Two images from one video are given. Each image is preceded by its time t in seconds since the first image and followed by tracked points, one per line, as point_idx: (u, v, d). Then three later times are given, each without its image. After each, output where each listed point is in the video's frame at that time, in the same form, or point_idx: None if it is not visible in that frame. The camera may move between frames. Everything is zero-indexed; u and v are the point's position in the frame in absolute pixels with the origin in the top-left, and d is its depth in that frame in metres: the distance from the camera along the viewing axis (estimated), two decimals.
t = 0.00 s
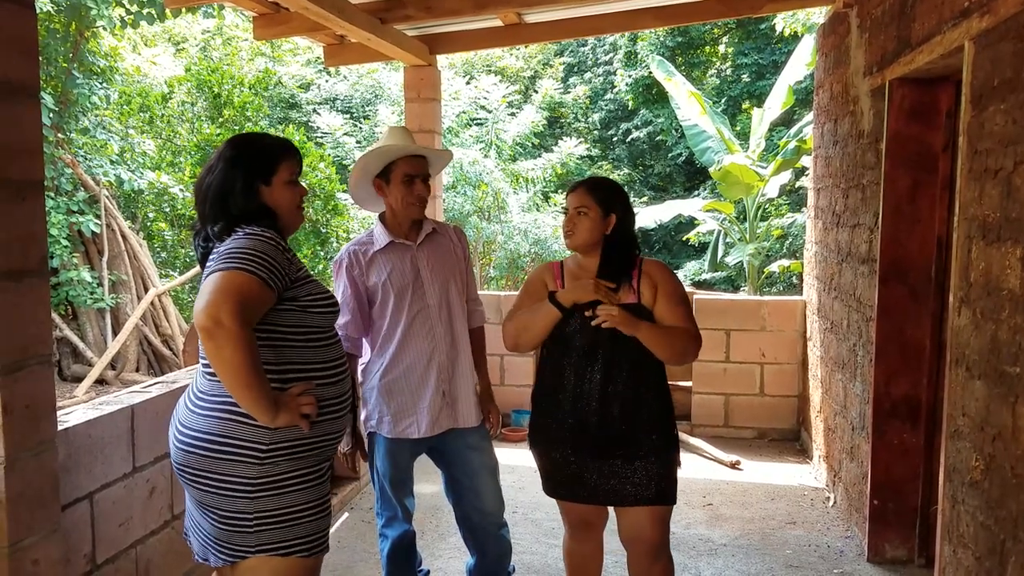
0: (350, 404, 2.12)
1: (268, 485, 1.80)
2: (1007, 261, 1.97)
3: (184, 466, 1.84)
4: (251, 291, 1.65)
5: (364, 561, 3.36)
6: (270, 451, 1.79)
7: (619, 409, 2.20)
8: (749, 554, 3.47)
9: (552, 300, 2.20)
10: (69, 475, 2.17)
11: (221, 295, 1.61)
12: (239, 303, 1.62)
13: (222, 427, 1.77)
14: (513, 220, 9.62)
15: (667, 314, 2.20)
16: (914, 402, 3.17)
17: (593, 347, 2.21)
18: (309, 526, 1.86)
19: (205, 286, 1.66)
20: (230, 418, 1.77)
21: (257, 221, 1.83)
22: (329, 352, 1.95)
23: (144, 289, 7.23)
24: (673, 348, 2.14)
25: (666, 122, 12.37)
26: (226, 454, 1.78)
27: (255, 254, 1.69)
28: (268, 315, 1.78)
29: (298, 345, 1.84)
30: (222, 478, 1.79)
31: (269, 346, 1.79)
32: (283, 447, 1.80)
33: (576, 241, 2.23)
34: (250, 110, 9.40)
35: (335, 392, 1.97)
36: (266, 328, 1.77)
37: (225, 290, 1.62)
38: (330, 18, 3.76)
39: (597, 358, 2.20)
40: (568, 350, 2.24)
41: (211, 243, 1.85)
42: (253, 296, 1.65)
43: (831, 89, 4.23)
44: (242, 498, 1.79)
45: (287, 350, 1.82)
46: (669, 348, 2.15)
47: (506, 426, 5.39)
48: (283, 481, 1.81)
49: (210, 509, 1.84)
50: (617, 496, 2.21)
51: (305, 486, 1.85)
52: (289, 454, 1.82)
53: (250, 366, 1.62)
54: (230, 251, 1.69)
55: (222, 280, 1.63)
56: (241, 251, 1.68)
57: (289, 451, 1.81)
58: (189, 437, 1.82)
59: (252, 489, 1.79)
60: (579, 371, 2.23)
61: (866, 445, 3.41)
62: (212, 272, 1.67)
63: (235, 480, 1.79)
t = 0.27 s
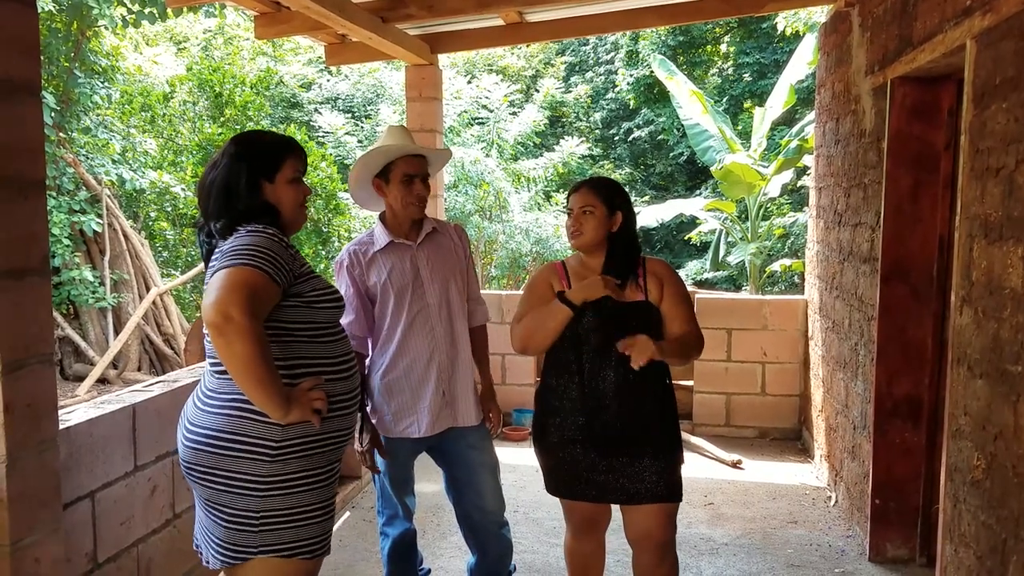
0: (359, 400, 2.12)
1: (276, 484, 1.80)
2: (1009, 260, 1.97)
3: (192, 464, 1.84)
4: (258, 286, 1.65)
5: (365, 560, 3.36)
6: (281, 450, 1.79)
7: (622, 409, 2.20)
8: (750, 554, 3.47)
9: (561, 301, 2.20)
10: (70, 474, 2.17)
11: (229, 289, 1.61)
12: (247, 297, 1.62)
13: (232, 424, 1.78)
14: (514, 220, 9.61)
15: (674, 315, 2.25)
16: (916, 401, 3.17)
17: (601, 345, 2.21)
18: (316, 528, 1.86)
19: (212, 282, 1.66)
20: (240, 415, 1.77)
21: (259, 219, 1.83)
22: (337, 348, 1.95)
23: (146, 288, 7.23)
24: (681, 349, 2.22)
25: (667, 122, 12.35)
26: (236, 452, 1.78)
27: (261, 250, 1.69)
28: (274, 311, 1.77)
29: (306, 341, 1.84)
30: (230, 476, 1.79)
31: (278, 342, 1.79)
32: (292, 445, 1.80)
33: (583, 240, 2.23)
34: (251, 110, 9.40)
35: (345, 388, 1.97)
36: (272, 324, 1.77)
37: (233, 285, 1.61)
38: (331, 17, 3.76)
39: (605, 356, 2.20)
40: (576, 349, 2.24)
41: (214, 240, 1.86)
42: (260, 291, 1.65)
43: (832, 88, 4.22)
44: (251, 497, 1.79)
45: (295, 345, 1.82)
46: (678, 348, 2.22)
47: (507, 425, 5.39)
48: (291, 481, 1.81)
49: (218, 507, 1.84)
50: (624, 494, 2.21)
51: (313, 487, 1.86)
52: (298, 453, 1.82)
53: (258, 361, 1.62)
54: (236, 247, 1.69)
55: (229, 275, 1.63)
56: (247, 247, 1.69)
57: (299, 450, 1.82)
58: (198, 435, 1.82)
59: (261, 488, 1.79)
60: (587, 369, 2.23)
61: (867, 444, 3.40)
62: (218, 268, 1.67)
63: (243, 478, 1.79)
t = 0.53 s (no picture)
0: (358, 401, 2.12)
1: (279, 482, 1.80)
2: (1009, 259, 1.97)
3: (193, 464, 1.84)
4: (254, 286, 1.65)
5: (365, 559, 3.37)
6: (282, 447, 1.79)
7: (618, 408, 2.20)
8: (751, 553, 3.47)
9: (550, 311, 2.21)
10: (71, 473, 2.17)
11: (226, 289, 1.61)
12: (243, 297, 1.62)
13: (233, 424, 1.78)
14: (515, 219, 9.61)
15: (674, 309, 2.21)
16: (916, 401, 3.16)
17: (598, 345, 2.21)
18: (317, 525, 1.87)
19: (208, 281, 1.66)
20: (240, 414, 1.77)
21: (255, 220, 1.83)
22: (335, 347, 1.95)
23: (147, 287, 7.24)
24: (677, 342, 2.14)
25: (668, 121, 12.34)
26: (237, 450, 1.78)
27: (258, 251, 1.69)
28: (272, 311, 1.78)
29: (303, 341, 1.84)
30: (232, 476, 1.79)
31: (275, 341, 1.79)
32: (292, 443, 1.80)
33: (589, 237, 2.23)
34: (252, 109, 9.39)
35: (344, 387, 1.97)
36: (269, 324, 1.77)
37: (229, 285, 1.61)
38: (332, 16, 3.76)
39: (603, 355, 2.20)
40: (573, 348, 2.24)
41: (213, 243, 1.86)
42: (257, 291, 1.66)
43: (833, 87, 4.22)
44: (253, 496, 1.79)
45: (292, 344, 1.82)
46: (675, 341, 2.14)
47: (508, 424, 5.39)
48: (293, 478, 1.82)
49: (220, 506, 1.84)
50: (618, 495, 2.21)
51: (314, 485, 1.86)
52: (299, 451, 1.82)
53: (253, 362, 1.62)
54: (232, 247, 1.69)
55: (226, 275, 1.63)
56: (244, 247, 1.69)
57: (300, 449, 1.82)
58: (199, 434, 1.83)
59: (263, 486, 1.79)
60: (584, 369, 2.22)
61: (868, 444, 3.40)
62: (215, 268, 1.67)
63: (246, 477, 1.79)
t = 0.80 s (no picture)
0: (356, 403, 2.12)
1: (272, 483, 1.80)
2: (1009, 258, 1.97)
3: (190, 462, 1.85)
4: (253, 289, 1.66)
5: (366, 558, 3.37)
6: (275, 449, 1.79)
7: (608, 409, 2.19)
8: (752, 552, 3.47)
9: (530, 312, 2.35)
10: (73, 472, 2.18)
11: (224, 292, 1.62)
12: (241, 301, 1.62)
13: (227, 424, 1.78)
14: (516, 218, 9.61)
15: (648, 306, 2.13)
16: (917, 400, 3.17)
17: (594, 345, 2.21)
18: (310, 526, 1.87)
19: (208, 283, 1.66)
20: (234, 415, 1.77)
21: (256, 220, 1.83)
22: (335, 349, 1.95)
23: (149, 286, 7.25)
24: (643, 341, 2.08)
25: (669, 120, 12.34)
26: (231, 450, 1.78)
27: (259, 253, 1.69)
28: (271, 312, 1.78)
29: (303, 343, 1.85)
30: (226, 475, 1.80)
31: (273, 343, 1.79)
32: (286, 445, 1.80)
33: (594, 235, 2.22)
34: (254, 109, 9.41)
35: (341, 390, 1.97)
36: (268, 326, 1.78)
37: (228, 289, 1.62)
38: (333, 16, 3.76)
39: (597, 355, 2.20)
40: (568, 349, 2.26)
41: (213, 242, 1.86)
42: (255, 294, 1.66)
43: (834, 87, 4.22)
44: (246, 495, 1.80)
45: (290, 346, 1.82)
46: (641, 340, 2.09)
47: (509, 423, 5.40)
48: (287, 479, 1.82)
49: (215, 504, 1.85)
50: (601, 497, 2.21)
51: (308, 486, 1.86)
52: (293, 453, 1.82)
53: (251, 366, 1.63)
54: (232, 249, 1.69)
55: (225, 279, 1.63)
56: (244, 249, 1.69)
57: (294, 450, 1.82)
58: (195, 432, 1.83)
59: (255, 486, 1.79)
60: (575, 370, 2.24)
61: (869, 443, 3.40)
62: (215, 271, 1.68)
63: (239, 478, 1.79)
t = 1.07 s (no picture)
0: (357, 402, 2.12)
1: (273, 482, 1.81)
2: (1012, 258, 1.97)
3: (192, 460, 1.86)
4: (255, 292, 1.66)
5: (369, 557, 3.37)
6: (277, 448, 1.80)
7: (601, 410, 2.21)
8: (754, 552, 3.47)
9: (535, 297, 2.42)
10: (77, 470, 2.18)
11: (226, 294, 1.62)
12: (243, 303, 1.63)
13: (229, 423, 1.79)
14: (518, 218, 9.61)
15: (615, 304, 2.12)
16: (919, 399, 3.17)
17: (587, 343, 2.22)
18: (313, 524, 1.87)
19: (211, 285, 1.67)
20: (236, 414, 1.78)
21: (261, 220, 1.84)
22: (336, 350, 1.95)
23: (151, 285, 7.26)
24: (609, 339, 2.09)
25: (671, 119, 12.33)
26: (234, 449, 1.79)
27: (261, 255, 1.70)
28: (274, 313, 1.78)
29: (304, 343, 1.85)
30: (228, 474, 1.80)
31: (276, 344, 1.80)
32: (288, 444, 1.81)
33: (598, 235, 2.24)
34: (256, 108, 9.43)
35: (342, 390, 1.98)
36: (271, 326, 1.78)
37: (230, 291, 1.62)
38: (336, 15, 3.77)
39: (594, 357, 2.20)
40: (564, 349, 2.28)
41: (219, 243, 1.86)
42: (258, 296, 1.66)
43: (837, 86, 4.22)
44: (249, 494, 1.80)
45: (292, 347, 1.83)
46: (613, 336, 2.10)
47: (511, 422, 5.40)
48: (289, 478, 1.82)
49: (218, 503, 1.85)
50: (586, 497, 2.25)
51: (310, 484, 1.86)
52: (294, 452, 1.82)
53: (252, 367, 1.63)
54: (235, 251, 1.70)
55: (227, 281, 1.64)
56: (246, 251, 1.69)
57: (295, 449, 1.82)
58: (198, 431, 1.84)
59: (258, 485, 1.80)
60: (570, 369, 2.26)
61: (871, 443, 3.40)
62: (217, 272, 1.68)
63: (241, 476, 1.80)
